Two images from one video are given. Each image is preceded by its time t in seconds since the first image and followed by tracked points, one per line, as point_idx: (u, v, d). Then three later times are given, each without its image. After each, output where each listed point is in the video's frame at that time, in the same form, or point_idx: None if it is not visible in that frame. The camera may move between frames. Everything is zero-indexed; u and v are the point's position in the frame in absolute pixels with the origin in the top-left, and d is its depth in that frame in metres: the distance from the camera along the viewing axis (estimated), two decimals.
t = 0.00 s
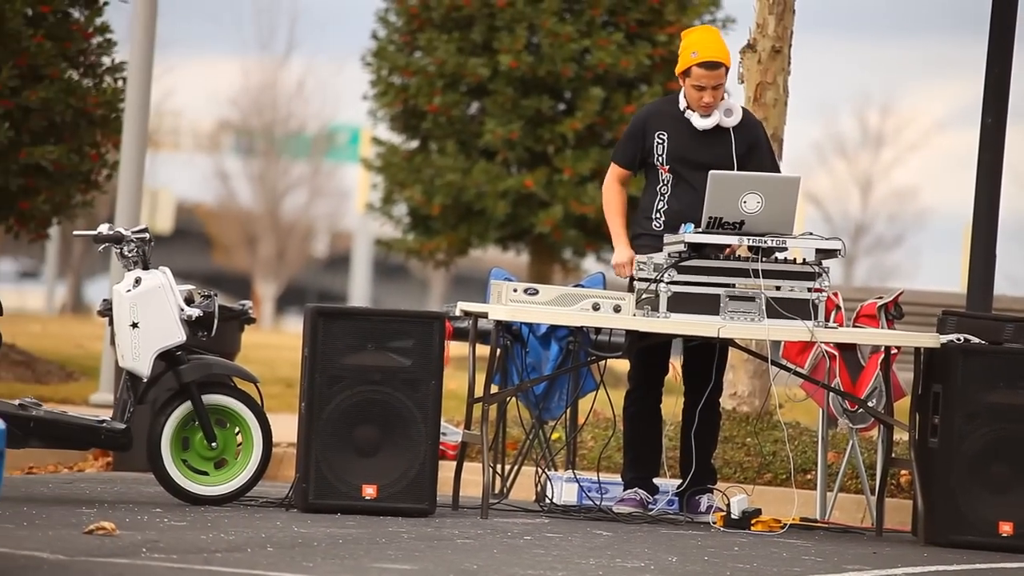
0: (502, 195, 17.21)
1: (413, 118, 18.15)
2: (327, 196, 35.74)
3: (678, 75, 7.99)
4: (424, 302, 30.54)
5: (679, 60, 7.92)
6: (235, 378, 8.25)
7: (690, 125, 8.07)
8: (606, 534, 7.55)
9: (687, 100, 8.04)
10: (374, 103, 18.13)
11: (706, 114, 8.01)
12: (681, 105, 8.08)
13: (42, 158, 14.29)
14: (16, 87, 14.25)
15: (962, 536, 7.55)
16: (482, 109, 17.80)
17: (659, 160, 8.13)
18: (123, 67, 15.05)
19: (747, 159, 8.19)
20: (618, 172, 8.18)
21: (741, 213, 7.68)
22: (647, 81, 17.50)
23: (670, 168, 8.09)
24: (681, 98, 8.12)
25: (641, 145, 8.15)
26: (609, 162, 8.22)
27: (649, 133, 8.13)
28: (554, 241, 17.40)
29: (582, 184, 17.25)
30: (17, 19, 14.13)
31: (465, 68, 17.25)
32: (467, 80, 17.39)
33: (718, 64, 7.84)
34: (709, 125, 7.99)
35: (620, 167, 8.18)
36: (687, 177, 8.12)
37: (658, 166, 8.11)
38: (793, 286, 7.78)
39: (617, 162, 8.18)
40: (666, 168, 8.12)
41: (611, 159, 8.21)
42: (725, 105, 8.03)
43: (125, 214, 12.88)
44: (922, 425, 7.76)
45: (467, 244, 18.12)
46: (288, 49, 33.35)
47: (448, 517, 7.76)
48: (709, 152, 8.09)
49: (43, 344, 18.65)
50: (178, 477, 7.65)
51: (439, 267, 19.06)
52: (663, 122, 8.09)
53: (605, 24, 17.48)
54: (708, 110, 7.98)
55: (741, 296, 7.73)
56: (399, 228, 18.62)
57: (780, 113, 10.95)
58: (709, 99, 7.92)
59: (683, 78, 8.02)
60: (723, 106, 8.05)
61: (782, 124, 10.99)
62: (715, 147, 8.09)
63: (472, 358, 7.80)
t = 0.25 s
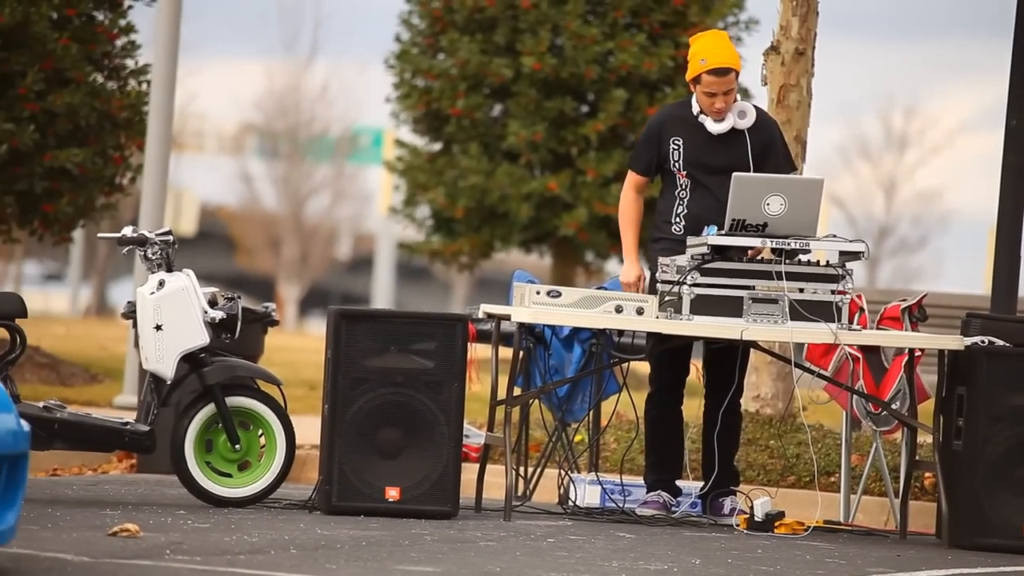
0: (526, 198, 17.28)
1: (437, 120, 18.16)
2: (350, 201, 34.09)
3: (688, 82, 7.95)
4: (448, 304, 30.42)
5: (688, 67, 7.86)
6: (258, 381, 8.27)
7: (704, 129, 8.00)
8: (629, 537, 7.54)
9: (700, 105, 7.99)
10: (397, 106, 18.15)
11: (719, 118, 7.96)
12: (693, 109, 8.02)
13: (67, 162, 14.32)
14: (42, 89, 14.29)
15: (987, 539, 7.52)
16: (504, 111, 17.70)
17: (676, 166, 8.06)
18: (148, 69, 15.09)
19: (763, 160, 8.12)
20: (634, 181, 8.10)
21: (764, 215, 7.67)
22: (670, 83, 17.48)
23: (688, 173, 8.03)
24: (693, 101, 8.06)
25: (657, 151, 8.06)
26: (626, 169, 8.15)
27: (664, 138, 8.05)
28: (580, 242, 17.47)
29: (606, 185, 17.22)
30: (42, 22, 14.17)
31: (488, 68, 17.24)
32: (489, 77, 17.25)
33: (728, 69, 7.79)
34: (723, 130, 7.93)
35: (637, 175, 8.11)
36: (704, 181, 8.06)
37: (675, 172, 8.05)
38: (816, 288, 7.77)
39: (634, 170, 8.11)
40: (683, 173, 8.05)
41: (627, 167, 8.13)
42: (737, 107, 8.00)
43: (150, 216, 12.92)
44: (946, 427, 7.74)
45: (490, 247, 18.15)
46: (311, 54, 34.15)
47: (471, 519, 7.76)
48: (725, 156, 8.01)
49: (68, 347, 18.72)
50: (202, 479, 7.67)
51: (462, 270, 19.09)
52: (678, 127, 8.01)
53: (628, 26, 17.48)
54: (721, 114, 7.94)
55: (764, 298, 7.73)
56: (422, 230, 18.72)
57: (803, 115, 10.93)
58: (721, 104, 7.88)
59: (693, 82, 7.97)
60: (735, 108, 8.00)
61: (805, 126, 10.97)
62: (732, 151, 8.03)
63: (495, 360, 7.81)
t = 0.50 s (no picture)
0: (550, 199, 17.30)
1: (460, 123, 18.15)
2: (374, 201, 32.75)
3: (706, 89, 7.88)
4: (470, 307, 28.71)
5: (706, 75, 7.79)
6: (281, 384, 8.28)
7: (724, 134, 7.96)
8: (652, 539, 7.53)
9: (718, 111, 7.93)
10: (419, 108, 18.18)
11: (738, 123, 7.93)
12: (711, 115, 7.96)
13: (91, 164, 14.36)
14: (66, 93, 14.33)
15: (1011, 542, 7.50)
16: (527, 114, 17.77)
17: (694, 170, 8.02)
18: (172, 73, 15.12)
19: (782, 163, 8.10)
20: (651, 185, 8.05)
21: (787, 217, 7.65)
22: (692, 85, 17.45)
23: (707, 178, 7.98)
24: (710, 106, 8.01)
25: (674, 156, 8.02)
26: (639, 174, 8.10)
27: (682, 143, 8.00)
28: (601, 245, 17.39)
29: (628, 187, 17.16)
30: (67, 26, 14.22)
31: (510, 71, 17.26)
32: (513, 83, 17.33)
33: (748, 76, 7.74)
34: (744, 135, 7.92)
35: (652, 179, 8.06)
36: (723, 186, 8.02)
37: (695, 177, 8.01)
38: (839, 290, 7.74)
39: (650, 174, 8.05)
40: (702, 178, 8.01)
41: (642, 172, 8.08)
42: (755, 111, 7.97)
43: (173, 220, 12.92)
44: (971, 430, 7.72)
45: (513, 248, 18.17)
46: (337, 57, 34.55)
47: (494, 522, 7.76)
48: (744, 159, 7.98)
49: (92, 349, 18.81)
50: (225, 481, 7.68)
51: (484, 272, 19.11)
52: (697, 131, 7.97)
53: (651, 28, 17.45)
54: (741, 120, 7.90)
55: (787, 301, 7.69)
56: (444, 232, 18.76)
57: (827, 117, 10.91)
58: (742, 111, 7.83)
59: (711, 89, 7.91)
60: (754, 112, 7.97)
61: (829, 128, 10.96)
62: (751, 155, 7.99)
63: (518, 363, 7.80)
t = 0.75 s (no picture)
0: (573, 203, 17.33)
1: (484, 124, 18.10)
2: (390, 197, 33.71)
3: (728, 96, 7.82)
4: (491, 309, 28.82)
5: (728, 83, 7.73)
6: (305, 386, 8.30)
7: (745, 139, 7.93)
8: (676, 542, 7.52)
9: (740, 117, 7.89)
10: (442, 110, 18.19)
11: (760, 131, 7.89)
12: (733, 121, 7.92)
13: (116, 167, 14.41)
14: (91, 96, 14.38)
15: None
16: (551, 117, 17.80)
17: (716, 174, 7.99)
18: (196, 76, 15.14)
19: (803, 166, 8.08)
20: (669, 188, 8.03)
21: (811, 220, 7.63)
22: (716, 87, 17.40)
23: (729, 183, 7.96)
24: (732, 111, 7.96)
25: (695, 161, 7.99)
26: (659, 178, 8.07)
27: (703, 148, 7.97)
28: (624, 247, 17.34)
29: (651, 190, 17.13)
30: (92, 30, 14.26)
31: (534, 73, 17.28)
32: (538, 84, 17.30)
33: (771, 85, 7.68)
34: (766, 143, 7.89)
35: (672, 182, 8.04)
36: (745, 190, 7.99)
37: (716, 181, 7.98)
38: (863, 292, 7.72)
39: (669, 178, 8.02)
40: (723, 183, 7.98)
41: (661, 175, 8.05)
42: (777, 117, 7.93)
43: (197, 223, 12.95)
44: (997, 433, 7.69)
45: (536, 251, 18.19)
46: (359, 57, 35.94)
47: (517, 524, 7.76)
48: (765, 163, 7.95)
49: (116, 351, 18.88)
50: (249, 483, 7.70)
51: (508, 274, 19.13)
52: (719, 136, 7.94)
53: (675, 30, 17.42)
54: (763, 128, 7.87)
55: (811, 303, 7.68)
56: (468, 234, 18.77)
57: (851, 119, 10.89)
58: (765, 119, 7.79)
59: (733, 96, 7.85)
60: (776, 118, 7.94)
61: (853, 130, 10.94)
62: (772, 159, 7.97)
63: (542, 365, 7.80)
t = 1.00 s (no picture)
0: (596, 205, 17.29)
1: (507, 127, 18.13)
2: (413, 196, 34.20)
3: (751, 102, 7.79)
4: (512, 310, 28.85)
5: (750, 92, 7.70)
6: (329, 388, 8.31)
7: (768, 144, 7.92)
8: (701, 544, 7.50)
9: (762, 122, 7.87)
10: (465, 114, 18.21)
11: (782, 136, 7.88)
12: (755, 126, 7.90)
13: (140, 169, 14.46)
14: (116, 98, 14.44)
15: None
16: (575, 120, 17.78)
17: (739, 179, 7.97)
18: (221, 80, 15.20)
19: (827, 170, 8.07)
20: (692, 192, 8.01)
21: (835, 223, 7.61)
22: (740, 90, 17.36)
23: (752, 187, 7.94)
24: (755, 115, 7.94)
25: (718, 165, 7.97)
26: (681, 182, 8.05)
27: (726, 152, 7.95)
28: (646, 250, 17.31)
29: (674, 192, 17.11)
30: (117, 32, 14.29)
31: (556, 75, 17.31)
32: (560, 88, 17.38)
33: (792, 93, 7.64)
34: (789, 148, 7.88)
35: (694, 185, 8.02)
36: (769, 195, 7.98)
37: (740, 186, 7.96)
38: (888, 295, 7.71)
39: (692, 182, 8.00)
40: (747, 188, 7.97)
41: (684, 179, 8.03)
42: (800, 120, 7.91)
43: (221, 225, 12.97)
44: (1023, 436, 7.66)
45: (560, 253, 18.20)
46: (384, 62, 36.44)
47: (541, 526, 7.76)
48: (788, 168, 7.93)
49: (140, 352, 18.98)
50: (274, 486, 7.71)
51: (533, 277, 19.19)
52: (742, 141, 7.92)
53: (698, 33, 17.41)
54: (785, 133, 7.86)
55: (836, 306, 7.67)
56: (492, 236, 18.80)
57: (876, 121, 10.88)
58: (787, 126, 7.78)
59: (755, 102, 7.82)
60: (798, 121, 7.92)
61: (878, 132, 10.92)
62: (795, 163, 7.95)
63: (566, 368, 7.80)
